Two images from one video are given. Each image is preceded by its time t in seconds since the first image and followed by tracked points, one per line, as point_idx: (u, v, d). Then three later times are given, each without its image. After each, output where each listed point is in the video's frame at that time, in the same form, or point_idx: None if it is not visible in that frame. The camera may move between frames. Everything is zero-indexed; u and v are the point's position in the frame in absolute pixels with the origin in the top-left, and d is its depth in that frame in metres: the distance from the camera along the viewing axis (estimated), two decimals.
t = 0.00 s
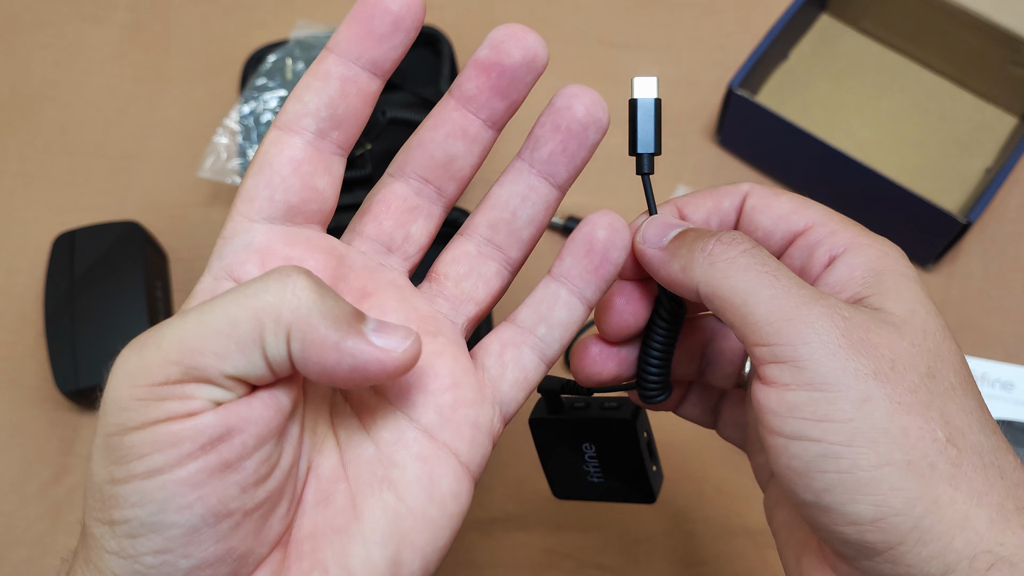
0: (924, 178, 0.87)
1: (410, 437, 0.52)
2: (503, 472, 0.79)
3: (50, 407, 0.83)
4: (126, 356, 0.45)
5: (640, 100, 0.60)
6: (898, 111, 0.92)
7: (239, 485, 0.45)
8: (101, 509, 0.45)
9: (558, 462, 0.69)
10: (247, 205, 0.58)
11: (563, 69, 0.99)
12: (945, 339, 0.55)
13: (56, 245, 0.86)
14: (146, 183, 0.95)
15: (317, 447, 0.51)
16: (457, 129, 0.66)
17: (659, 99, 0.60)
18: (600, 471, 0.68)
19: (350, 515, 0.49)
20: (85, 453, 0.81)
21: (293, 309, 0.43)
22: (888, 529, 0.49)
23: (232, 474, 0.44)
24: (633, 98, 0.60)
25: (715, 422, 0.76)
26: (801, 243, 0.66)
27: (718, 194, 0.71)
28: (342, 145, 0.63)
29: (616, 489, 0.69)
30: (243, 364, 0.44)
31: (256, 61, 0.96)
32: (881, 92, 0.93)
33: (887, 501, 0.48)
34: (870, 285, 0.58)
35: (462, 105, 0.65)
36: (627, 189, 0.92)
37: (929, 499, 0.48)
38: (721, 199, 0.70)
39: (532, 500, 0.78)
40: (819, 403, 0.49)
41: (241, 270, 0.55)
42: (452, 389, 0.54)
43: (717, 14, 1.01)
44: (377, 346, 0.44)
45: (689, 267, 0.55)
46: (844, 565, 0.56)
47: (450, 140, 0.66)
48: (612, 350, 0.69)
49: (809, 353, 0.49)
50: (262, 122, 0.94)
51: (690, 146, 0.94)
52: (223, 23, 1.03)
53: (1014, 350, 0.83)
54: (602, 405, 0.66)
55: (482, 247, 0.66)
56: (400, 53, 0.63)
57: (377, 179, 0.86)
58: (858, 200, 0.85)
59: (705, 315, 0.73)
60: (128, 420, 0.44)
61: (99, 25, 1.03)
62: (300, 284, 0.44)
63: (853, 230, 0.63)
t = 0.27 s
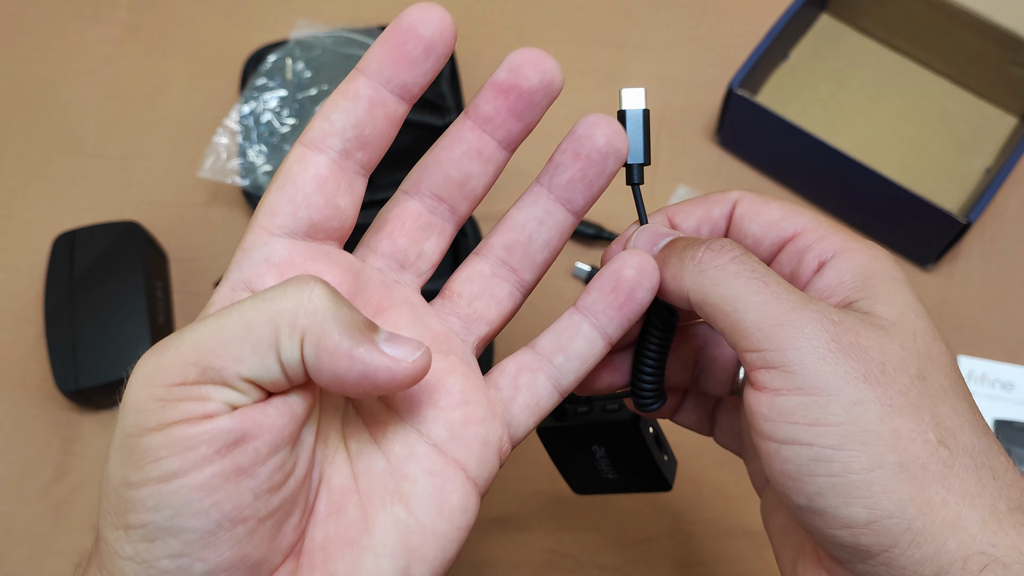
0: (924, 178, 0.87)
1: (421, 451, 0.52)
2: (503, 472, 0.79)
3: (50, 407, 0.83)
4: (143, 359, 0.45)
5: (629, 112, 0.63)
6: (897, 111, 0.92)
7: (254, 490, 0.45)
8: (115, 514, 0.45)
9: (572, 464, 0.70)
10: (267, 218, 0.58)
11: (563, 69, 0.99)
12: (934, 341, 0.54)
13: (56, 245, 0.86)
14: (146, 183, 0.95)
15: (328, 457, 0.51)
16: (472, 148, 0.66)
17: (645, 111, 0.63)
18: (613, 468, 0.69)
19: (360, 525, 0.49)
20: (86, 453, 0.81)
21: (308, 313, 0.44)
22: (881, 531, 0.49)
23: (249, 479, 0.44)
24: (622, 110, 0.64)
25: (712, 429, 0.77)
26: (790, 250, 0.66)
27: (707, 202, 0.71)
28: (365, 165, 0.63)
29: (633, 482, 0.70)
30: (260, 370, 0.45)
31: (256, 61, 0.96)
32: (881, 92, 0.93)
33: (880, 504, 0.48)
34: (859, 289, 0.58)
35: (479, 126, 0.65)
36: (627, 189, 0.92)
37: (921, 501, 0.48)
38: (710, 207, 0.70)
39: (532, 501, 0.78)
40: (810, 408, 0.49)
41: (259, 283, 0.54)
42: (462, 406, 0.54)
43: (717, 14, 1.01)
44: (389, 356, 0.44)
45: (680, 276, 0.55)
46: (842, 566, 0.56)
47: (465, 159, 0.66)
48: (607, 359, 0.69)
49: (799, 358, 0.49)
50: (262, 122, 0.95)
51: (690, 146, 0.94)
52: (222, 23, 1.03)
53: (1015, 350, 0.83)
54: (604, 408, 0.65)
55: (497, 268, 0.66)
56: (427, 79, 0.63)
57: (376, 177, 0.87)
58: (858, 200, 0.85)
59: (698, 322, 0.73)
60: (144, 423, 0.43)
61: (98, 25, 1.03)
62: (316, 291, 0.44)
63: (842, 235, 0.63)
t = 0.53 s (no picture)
0: (923, 178, 0.87)
1: (414, 451, 0.52)
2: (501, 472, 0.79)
3: (50, 406, 0.83)
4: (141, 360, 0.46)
5: (622, 113, 0.63)
6: (897, 111, 0.92)
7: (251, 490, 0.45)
8: (113, 515, 0.45)
9: (558, 460, 0.69)
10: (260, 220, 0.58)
11: (563, 70, 0.99)
12: (928, 342, 0.54)
13: (56, 245, 0.86)
14: (146, 183, 0.95)
15: (324, 458, 0.51)
16: (464, 152, 0.66)
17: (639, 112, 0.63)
18: (599, 469, 0.68)
19: (356, 526, 0.49)
20: (86, 452, 0.81)
21: (302, 313, 0.44)
22: (875, 532, 0.49)
23: (245, 479, 0.44)
24: (615, 112, 0.63)
25: (708, 431, 0.77)
26: (784, 251, 0.67)
27: (702, 203, 0.71)
28: (359, 169, 0.63)
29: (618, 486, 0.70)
30: (255, 370, 0.45)
31: (256, 61, 0.97)
32: (881, 92, 0.93)
33: (873, 504, 0.48)
34: (852, 289, 0.58)
35: (470, 129, 0.65)
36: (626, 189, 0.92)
37: (915, 501, 0.48)
38: (704, 208, 0.70)
39: (530, 501, 0.78)
40: (803, 409, 0.49)
41: (253, 284, 0.55)
42: (456, 406, 0.54)
43: (717, 14, 1.01)
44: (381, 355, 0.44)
45: (673, 278, 0.55)
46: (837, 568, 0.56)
47: (457, 162, 0.66)
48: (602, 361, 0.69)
49: (792, 359, 0.49)
50: (262, 122, 0.95)
51: (689, 146, 0.94)
52: (223, 23, 1.04)
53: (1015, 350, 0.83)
54: (596, 409, 0.65)
55: (490, 269, 0.66)
56: (421, 85, 0.63)
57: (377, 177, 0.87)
58: (858, 199, 0.85)
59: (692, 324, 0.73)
60: (142, 423, 0.43)
61: (99, 25, 1.03)
62: (309, 291, 0.44)
63: (836, 236, 0.64)
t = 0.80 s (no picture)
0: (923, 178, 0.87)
1: (418, 453, 0.52)
2: (502, 472, 0.79)
3: (50, 407, 0.83)
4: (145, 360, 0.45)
5: (619, 113, 0.63)
6: (897, 111, 0.92)
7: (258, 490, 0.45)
8: (120, 515, 0.45)
9: (554, 466, 0.69)
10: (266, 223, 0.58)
11: (563, 70, 0.99)
12: (926, 342, 0.54)
13: (56, 246, 0.86)
14: (145, 183, 0.95)
15: (327, 458, 0.51)
16: (465, 157, 0.66)
17: (637, 112, 0.63)
18: (593, 476, 0.68)
19: (360, 526, 0.49)
20: (86, 452, 0.81)
21: (309, 313, 0.44)
22: (874, 531, 0.49)
23: (252, 478, 0.44)
24: (612, 112, 0.63)
25: (707, 430, 0.77)
26: (783, 251, 0.67)
27: (700, 203, 0.71)
28: (364, 174, 0.63)
29: (610, 495, 0.69)
30: (260, 370, 0.45)
31: (256, 61, 0.97)
32: (881, 92, 0.93)
33: (872, 504, 0.48)
34: (850, 289, 0.58)
35: (473, 134, 0.65)
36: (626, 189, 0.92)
37: (914, 500, 0.48)
38: (703, 209, 0.70)
39: (531, 501, 0.78)
40: (802, 408, 0.49)
41: (258, 286, 0.55)
42: (457, 408, 0.54)
43: (717, 14, 1.01)
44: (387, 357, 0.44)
45: (671, 278, 0.55)
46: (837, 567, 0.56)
47: (459, 166, 0.66)
48: (600, 361, 0.69)
49: (790, 359, 0.49)
50: (262, 122, 0.95)
51: (690, 146, 0.94)
52: (222, 23, 1.03)
53: (1015, 349, 0.83)
54: (596, 412, 0.65)
55: (491, 273, 0.66)
56: (427, 92, 0.63)
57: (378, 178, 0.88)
58: (858, 199, 0.85)
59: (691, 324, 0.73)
60: (149, 423, 0.43)
61: (99, 25, 1.03)
62: (315, 293, 0.44)
63: (835, 236, 0.64)
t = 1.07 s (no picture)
0: (923, 178, 0.87)
1: (422, 456, 0.52)
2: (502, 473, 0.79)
3: (50, 407, 0.83)
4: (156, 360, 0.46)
5: (619, 118, 0.63)
6: (898, 111, 0.92)
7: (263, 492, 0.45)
8: (127, 516, 0.45)
9: (560, 468, 0.69)
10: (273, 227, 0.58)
11: (563, 70, 0.99)
12: (923, 344, 0.54)
13: (56, 246, 0.86)
14: (146, 183, 0.95)
15: (330, 462, 0.51)
16: (471, 163, 0.66)
17: (635, 116, 0.63)
18: (601, 476, 0.68)
19: (363, 527, 0.49)
20: (86, 453, 0.81)
21: (313, 314, 0.44)
22: (873, 533, 0.49)
23: (257, 481, 0.44)
24: (611, 117, 0.63)
25: (707, 433, 0.77)
26: (781, 254, 0.67)
27: (699, 207, 0.71)
28: (372, 180, 0.63)
29: (620, 492, 0.69)
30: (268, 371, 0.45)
31: (256, 61, 0.97)
32: (881, 92, 0.93)
33: (870, 505, 0.48)
34: (848, 292, 0.58)
35: (480, 143, 0.65)
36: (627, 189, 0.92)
37: (912, 502, 0.48)
38: (702, 212, 0.70)
39: (531, 501, 0.78)
40: (800, 411, 0.49)
41: (264, 288, 0.55)
42: (461, 412, 0.54)
43: (717, 14, 1.01)
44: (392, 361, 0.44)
45: (671, 282, 0.55)
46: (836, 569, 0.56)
47: (464, 173, 0.66)
48: (601, 364, 0.69)
49: (788, 361, 0.49)
50: (262, 122, 0.95)
51: (690, 146, 0.94)
52: (222, 23, 1.03)
53: (1016, 349, 0.83)
54: (598, 414, 0.65)
55: (492, 279, 0.66)
56: (436, 101, 0.63)
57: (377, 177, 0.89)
58: (858, 200, 0.85)
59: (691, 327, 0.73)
60: (158, 423, 0.44)
61: (99, 25, 1.03)
62: (321, 294, 0.44)
63: (834, 238, 0.64)
